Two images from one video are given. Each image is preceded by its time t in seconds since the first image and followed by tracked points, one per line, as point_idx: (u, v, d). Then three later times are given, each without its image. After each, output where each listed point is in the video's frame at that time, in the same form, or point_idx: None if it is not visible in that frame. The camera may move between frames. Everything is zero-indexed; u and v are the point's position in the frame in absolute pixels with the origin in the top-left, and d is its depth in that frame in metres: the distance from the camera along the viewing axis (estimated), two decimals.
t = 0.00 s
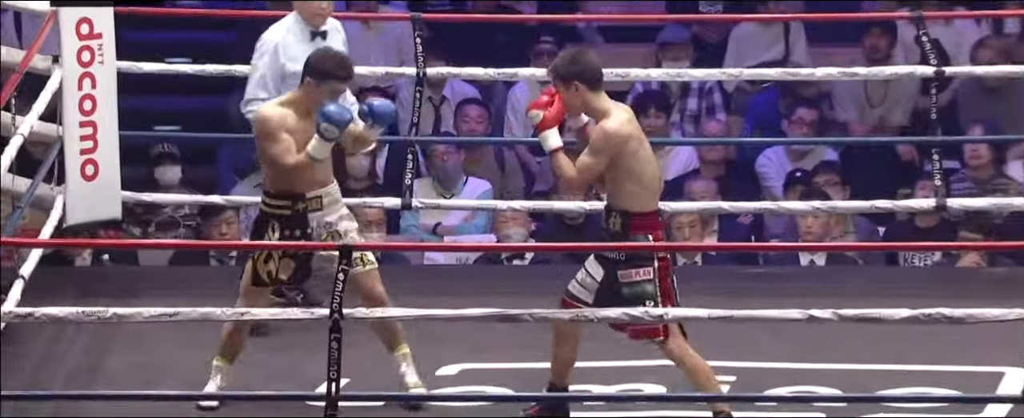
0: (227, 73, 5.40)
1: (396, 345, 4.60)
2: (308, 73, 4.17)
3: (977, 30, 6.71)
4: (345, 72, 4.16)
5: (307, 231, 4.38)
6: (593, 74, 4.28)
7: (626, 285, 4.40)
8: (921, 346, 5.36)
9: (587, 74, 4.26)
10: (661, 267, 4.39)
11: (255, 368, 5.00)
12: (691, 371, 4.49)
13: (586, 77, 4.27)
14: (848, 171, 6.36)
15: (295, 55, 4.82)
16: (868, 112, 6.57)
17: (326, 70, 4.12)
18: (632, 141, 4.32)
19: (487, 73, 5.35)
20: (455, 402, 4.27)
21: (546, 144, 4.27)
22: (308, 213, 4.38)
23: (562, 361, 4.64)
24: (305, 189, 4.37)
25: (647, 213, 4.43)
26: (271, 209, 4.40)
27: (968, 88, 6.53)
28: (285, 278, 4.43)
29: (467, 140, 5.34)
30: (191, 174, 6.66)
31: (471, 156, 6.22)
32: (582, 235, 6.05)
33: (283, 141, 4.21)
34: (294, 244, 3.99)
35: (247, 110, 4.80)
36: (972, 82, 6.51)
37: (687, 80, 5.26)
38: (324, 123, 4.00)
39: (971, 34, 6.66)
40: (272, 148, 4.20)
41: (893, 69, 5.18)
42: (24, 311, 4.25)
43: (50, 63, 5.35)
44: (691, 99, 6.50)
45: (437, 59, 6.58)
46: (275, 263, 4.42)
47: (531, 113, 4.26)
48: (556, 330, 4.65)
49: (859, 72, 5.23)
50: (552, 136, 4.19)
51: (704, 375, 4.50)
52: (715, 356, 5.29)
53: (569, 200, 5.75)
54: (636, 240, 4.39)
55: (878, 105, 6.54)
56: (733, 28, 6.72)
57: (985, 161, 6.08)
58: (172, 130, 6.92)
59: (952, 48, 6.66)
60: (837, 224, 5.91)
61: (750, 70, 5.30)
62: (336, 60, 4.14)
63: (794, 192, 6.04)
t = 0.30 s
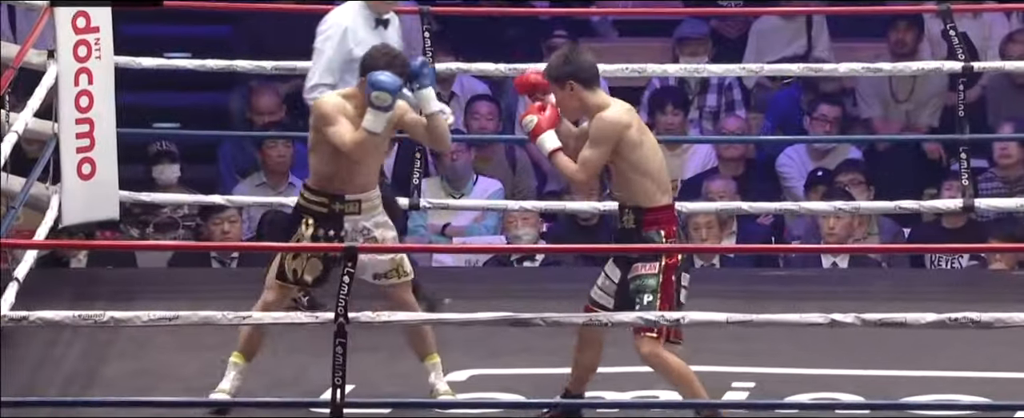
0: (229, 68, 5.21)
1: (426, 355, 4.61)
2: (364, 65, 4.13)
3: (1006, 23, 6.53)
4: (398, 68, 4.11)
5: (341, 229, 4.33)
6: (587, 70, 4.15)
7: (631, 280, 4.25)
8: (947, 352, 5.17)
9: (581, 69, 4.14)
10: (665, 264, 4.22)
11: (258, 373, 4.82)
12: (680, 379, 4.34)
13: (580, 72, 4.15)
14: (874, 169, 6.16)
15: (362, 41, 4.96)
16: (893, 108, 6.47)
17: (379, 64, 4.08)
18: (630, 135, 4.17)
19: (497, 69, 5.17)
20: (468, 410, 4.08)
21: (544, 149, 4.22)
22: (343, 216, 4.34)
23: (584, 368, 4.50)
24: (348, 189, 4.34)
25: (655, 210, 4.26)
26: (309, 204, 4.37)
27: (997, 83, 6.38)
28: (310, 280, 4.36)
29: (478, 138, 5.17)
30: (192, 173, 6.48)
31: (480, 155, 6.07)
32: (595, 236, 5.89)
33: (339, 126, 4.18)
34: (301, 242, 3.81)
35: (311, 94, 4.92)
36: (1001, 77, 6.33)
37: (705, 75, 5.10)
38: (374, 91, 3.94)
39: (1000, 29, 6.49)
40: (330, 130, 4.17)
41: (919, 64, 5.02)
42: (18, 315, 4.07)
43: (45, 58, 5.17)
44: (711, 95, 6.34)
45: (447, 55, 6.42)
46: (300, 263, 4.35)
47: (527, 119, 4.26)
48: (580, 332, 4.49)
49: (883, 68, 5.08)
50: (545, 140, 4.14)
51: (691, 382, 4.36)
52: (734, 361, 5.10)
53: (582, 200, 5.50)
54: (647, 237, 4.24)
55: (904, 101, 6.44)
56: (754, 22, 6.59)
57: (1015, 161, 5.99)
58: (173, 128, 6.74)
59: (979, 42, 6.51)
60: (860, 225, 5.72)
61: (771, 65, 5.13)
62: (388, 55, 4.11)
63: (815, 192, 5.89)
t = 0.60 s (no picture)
0: (226, 66, 5.17)
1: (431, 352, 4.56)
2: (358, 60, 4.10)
3: (1010, 21, 6.49)
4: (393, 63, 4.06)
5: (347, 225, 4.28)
6: (594, 65, 4.05)
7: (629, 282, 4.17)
8: (950, 352, 5.13)
9: (586, 66, 4.04)
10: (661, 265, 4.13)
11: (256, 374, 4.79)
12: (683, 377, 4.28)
13: (584, 68, 4.05)
14: (877, 169, 6.12)
15: (432, 38, 4.85)
16: (895, 107, 6.44)
17: (371, 57, 4.05)
18: (630, 135, 4.08)
19: (498, 67, 5.13)
20: (466, 411, 4.04)
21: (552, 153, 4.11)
22: (346, 211, 4.29)
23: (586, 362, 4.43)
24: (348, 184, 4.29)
25: (651, 210, 4.18)
26: (312, 202, 4.33)
27: (1001, 82, 6.34)
28: (320, 279, 4.34)
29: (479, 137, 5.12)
30: (190, 172, 6.44)
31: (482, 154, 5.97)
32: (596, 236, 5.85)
33: (331, 126, 4.16)
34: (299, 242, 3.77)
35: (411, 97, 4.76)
36: (1005, 75, 6.28)
37: (707, 74, 5.07)
38: (369, 90, 3.97)
39: (1004, 27, 6.46)
40: (322, 132, 4.15)
41: (922, 63, 4.98)
42: (14, 315, 4.03)
43: (41, 56, 5.13)
44: (712, 94, 6.29)
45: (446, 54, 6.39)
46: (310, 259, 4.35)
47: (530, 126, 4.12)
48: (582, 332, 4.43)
49: (887, 66, 5.04)
50: (559, 146, 4.04)
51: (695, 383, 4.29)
52: (735, 362, 5.06)
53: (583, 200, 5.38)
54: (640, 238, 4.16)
55: (908, 99, 6.41)
56: (756, 19, 6.55)
57: (1020, 160, 5.95)
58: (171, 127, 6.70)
59: (982, 41, 6.48)
60: (862, 224, 5.70)
61: (773, 64, 5.09)
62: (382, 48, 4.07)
63: (817, 192, 5.89)
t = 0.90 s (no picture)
0: (226, 66, 5.16)
1: (465, 355, 4.53)
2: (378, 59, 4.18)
3: (1010, 20, 6.48)
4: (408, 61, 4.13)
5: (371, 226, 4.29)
6: (573, 69, 4.15)
7: (603, 280, 4.20)
8: (950, 352, 5.13)
9: (566, 70, 4.14)
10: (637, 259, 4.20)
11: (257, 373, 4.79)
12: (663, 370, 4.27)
13: (565, 72, 4.14)
14: (877, 168, 6.11)
15: (524, 46, 4.69)
16: (894, 106, 6.44)
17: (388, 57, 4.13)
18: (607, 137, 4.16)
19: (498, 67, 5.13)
20: (466, 410, 4.04)
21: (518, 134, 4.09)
22: (367, 213, 4.30)
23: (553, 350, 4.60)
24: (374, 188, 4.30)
25: (618, 216, 4.25)
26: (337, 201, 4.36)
27: (1002, 81, 6.34)
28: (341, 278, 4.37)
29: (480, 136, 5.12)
30: (190, 172, 6.43)
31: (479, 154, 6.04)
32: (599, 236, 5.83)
33: (353, 123, 4.22)
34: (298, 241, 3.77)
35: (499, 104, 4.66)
36: (1005, 74, 6.28)
37: (707, 73, 5.07)
38: (385, 87, 4.01)
39: (1005, 26, 6.46)
40: (346, 128, 4.22)
41: (923, 62, 4.99)
42: (15, 315, 4.03)
43: (41, 56, 5.13)
44: (713, 93, 6.26)
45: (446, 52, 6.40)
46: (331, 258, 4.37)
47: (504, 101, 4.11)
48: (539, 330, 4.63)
49: (887, 66, 5.04)
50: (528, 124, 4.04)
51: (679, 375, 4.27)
52: (735, 361, 5.06)
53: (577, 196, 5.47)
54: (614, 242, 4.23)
55: (908, 98, 6.40)
56: (755, 18, 6.55)
57: (1021, 160, 5.94)
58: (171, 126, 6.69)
59: (983, 40, 6.48)
60: (862, 224, 5.70)
61: (773, 63, 5.09)
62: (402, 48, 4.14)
63: (817, 191, 5.90)
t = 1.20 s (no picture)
0: (227, 65, 5.17)
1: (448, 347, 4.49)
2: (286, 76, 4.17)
3: (1011, 19, 6.48)
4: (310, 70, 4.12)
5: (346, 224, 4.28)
6: (567, 52, 4.15)
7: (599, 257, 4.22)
8: (950, 351, 5.12)
9: (562, 53, 4.14)
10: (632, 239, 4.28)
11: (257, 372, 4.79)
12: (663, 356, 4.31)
13: (559, 56, 4.13)
14: (878, 167, 6.11)
15: (601, 27, 5.33)
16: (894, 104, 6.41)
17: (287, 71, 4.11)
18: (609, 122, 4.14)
19: (498, 66, 5.12)
20: (466, 409, 4.04)
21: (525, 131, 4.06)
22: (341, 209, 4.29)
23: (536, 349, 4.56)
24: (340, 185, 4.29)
25: (618, 196, 4.26)
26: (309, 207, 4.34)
27: (1003, 80, 6.34)
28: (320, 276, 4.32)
29: (481, 135, 5.12)
30: (191, 171, 6.43)
31: (480, 152, 6.00)
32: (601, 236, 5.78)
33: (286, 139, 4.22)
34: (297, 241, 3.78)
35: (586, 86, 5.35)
36: (1006, 73, 6.27)
37: (708, 72, 5.08)
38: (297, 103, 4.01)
39: (1005, 25, 6.45)
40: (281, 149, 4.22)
41: (923, 61, 5.00)
42: (15, 314, 4.03)
43: (41, 55, 5.13)
44: (713, 92, 6.32)
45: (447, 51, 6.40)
46: (309, 259, 4.32)
47: (507, 102, 4.02)
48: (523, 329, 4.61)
49: (887, 65, 5.04)
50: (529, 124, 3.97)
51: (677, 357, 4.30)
52: (735, 360, 5.06)
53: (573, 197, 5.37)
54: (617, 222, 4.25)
55: (907, 97, 6.38)
56: (756, 17, 6.56)
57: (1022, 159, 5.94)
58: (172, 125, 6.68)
59: (984, 39, 6.48)
60: (863, 223, 5.70)
61: (774, 62, 5.09)
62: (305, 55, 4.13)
63: (818, 190, 5.87)
